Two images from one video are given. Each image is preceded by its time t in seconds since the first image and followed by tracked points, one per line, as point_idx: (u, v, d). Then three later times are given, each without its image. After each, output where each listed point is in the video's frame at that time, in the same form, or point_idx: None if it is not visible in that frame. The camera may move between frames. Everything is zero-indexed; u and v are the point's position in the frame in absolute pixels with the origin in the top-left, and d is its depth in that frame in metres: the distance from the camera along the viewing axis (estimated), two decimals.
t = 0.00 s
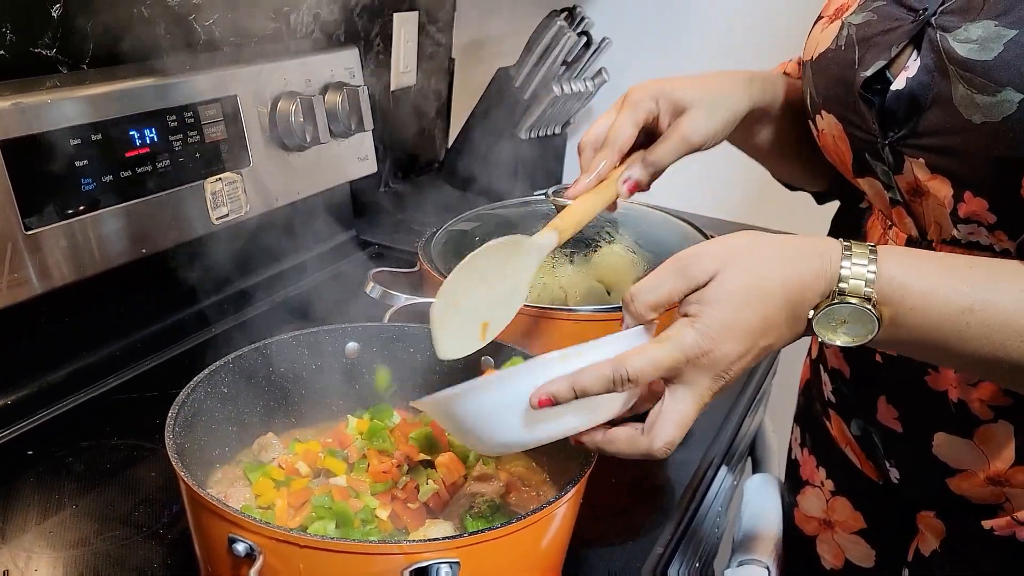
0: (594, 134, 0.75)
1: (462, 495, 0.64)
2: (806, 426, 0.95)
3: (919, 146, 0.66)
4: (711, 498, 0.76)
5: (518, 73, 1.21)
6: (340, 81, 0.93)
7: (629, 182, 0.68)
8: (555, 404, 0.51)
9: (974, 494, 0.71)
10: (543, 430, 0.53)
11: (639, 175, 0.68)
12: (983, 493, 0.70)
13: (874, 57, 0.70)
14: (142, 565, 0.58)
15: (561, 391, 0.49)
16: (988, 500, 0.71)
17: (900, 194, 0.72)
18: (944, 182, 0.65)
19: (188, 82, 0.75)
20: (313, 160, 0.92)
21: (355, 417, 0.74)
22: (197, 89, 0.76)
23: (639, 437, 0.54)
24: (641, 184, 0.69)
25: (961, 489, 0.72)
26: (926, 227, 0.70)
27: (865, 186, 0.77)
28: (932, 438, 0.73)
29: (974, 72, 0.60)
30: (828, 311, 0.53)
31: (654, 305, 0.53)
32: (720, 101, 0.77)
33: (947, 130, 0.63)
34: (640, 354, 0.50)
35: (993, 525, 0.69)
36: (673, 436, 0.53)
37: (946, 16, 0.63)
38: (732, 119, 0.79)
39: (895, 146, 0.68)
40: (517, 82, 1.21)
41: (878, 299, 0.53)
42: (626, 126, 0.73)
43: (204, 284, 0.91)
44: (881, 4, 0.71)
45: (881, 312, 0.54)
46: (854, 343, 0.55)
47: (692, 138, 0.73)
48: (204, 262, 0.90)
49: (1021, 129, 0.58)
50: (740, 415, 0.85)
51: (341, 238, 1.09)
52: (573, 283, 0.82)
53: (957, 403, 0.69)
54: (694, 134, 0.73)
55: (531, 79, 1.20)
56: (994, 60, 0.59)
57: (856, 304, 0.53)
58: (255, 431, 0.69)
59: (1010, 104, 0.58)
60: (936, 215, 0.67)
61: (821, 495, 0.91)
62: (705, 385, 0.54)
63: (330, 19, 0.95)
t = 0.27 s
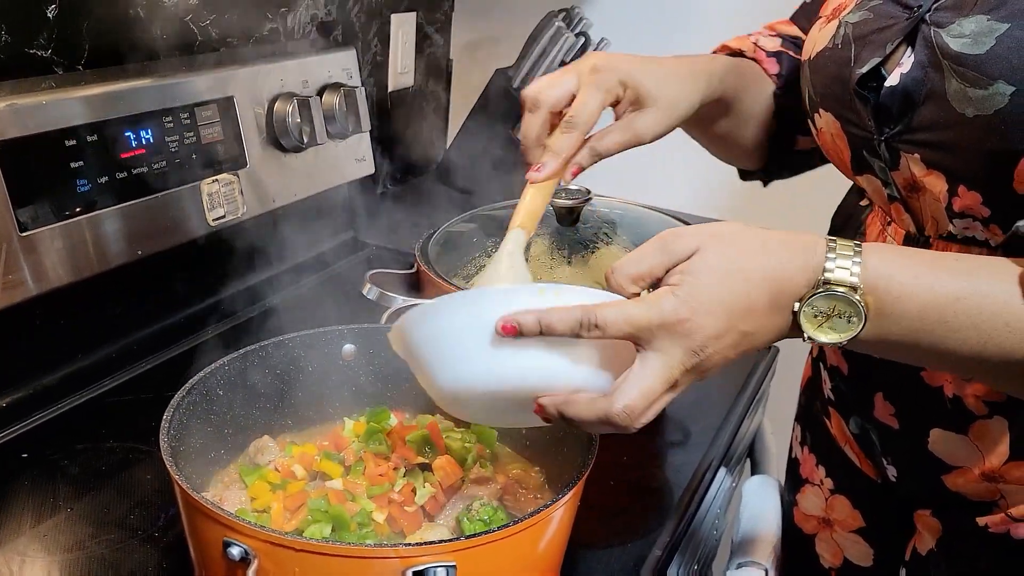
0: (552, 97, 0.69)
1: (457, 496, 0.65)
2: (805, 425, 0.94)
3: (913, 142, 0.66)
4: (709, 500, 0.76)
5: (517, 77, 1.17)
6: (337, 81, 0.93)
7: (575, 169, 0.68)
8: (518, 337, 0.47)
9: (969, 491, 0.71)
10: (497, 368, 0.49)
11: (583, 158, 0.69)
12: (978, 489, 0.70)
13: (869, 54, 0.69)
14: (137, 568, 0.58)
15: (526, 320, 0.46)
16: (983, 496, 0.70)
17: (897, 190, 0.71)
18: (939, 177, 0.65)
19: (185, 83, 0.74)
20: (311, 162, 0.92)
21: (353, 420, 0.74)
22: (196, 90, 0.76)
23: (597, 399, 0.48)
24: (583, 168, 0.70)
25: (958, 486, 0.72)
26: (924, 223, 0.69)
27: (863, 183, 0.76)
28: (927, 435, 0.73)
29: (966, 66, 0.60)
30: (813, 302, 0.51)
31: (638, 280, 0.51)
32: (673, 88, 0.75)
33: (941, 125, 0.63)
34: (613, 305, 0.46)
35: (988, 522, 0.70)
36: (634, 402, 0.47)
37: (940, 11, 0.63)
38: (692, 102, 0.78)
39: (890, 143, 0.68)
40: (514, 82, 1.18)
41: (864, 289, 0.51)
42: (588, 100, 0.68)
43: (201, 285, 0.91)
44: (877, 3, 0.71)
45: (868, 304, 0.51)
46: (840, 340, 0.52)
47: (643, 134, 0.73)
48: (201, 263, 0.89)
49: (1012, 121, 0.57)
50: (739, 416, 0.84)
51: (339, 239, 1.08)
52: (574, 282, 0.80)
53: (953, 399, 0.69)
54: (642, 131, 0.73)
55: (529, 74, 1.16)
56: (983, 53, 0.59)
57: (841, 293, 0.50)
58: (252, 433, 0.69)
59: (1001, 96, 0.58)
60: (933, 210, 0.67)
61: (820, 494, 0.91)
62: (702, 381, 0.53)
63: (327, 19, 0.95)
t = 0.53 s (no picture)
0: (552, 94, 0.67)
1: (456, 504, 0.64)
2: (804, 427, 0.94)
3: (912, 147, 0.65)
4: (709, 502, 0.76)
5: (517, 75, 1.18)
6: (337, 83, 0.93)
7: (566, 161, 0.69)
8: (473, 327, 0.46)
9: (972, 495, 0.71)
10: (449, 355, 0.48)
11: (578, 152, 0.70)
12: (982, 494, 0.70)
13: (869, 59, 0.69)
14: (136, 570, 0.57)
15: (484, 309, 0.45)
16: (987, 501, 0.70)
17: (898, 195, 0.71)
18: (940, 183, 0.65)
19: (184, 83, 0.75)
20: (311, 164, 0.92)
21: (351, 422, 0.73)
22: (193, 92, 0.76)
23: (551, 404, 0.47)
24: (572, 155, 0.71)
25: (959, 490, 0.72)
26: (925, 227, 0.69)
27: (863, 187, 0.76)
28: (929, 440, 0.73)
29: (965, 73, 0.60)
30: (784, 323, 0.49)
31: (606, 289, 0.51)
32: (668, 87, 0.78)
33: (940, 131, 0.63)
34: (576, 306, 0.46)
35: (993, 527, 0.67)
36: (587, 408, 0.46)
37: (940, 18, 0.64)
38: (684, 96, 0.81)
39: (890, 148, 0.68)
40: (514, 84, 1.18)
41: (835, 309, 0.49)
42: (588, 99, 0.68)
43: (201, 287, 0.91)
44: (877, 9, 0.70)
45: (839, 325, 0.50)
46: (812, 364, 0.50)
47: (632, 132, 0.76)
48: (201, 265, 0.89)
49: (1012, 126, 0.58)
50: (739, 418, 0.84)
51: (338, 241, 1.08)
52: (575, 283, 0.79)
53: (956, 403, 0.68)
54: (632, 130, 0.76)
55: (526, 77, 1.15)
56: (983, 61, 0.59)
57: (812, 313, 0.49)
58: (250, 434, 0.68)
59: (999, 104, 0.58)
60: (934, 215, 0.67)
61: (820, 497, 0.90)
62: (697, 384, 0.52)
63: (326, 21, 0.95)
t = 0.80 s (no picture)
0: (535, 41, 0.70)
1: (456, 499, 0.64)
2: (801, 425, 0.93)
3: (901, 143, 0.65)
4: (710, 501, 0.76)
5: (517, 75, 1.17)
6: (338, 82, 0.93)
7: (560, 114, 0.66)
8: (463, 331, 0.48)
9: (960, 491, 0.71)
10: (438, 351, 0.50)
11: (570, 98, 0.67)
12: (970, 490, 0.70)
13: (859, 56, 0.69)
14: (136, 569, 0.57)
15: (475, 316, 0.47)
16: (975, 496, 0.70)
17: (889, 190, 0.71)
18: (927, 178, 0.65)
19: (186, 82, 0.74)
20: (311, 163, 0.92)
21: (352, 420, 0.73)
22: (195, 90, 0.76)
23: (535, 409, 0.49)
24: (569, 116, 0.67)
25: (948, 486, 0.72)
26: (915, 222, 0.69)
27: (856, 184, 0.76)
28: (918, 435, 0.72)
29: (952, 67, 0.60)
30: (776, 343, 0.49)
31: (600, 297, 0.52)
32: (658, 39, 0.76)
33: (926, 126, 0.63)
34: (567, 320, 0.47)
35: (980, 522, 0.70)
36: (568, 421, 0.48)
37: (929, 13, 0.64)
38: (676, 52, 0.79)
39: (879, 143, 0.68)
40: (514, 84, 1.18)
41: (828, 328, 0.49)
42: (571, 36, 0.69)
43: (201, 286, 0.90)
44: (868, 5, 0.71)
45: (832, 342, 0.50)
46: (806, 379, 0.50)
47: (627, 77, 0.73)
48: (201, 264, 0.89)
49: (996, 125, 0.58)
50: (739, 417, 0.84)
51: (338, 240, 1.08)
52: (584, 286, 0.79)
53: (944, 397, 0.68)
54: (626, 73, 0.73)
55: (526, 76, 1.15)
56: (968, 55, 0.59)
57: (804, 333, 0.48)
58: (251, 432, 0.68)
59: (985, 98, 0.58)
60: (924, 210, 0.67)
61: (815, 493, 0.90)
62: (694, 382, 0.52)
63: (327, 20, 0.95)
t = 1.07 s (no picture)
0: (548, 63, 0.68)
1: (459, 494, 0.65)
2: (799, 425, 0.93)
3: (901, 139, 0.66)
4: (712, 500, 0.76)
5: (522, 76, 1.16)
6: (342, 80, 0.93)
7: (581, 139, 0.67)
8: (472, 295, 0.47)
9: (959, 488, 0.71)
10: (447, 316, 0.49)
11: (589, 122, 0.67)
12: (968, 487, 0.70)
13: (859, 53, 0.70)
14: (141, 564, 0.58)
15: (484, 281, 0.46)
16: (972, 494, 0.70)
17: (887, 187, 0.71)
18: (926, 174, 0.65)
19: (190, 80, 0.75)
20: (315, 162, 0.92)
21: (356, 417, 0.74)
22: (199, 88, 0.76)
23: (536, 377, 0.49)
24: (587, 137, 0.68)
25: (947, 483, 0.72)
26: (914, 219, 0.69)
27: (853, 181, 0.76)
28: (916, 432, 0.72)
29: (952, 64, 0.60)
30: (780, 318, 0.49)
31: (615, 262, 0.50)
32: (668, 56, 0.77)
33: (928, 122, 0.63)
34: (574, 291, 0.46)
35: (978, 520, 0.69)
36: (568, 389, 0.48)
37: (929, 10, 0.64)
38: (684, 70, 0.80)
39: (879, 140, 0.68)
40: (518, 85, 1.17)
41: (831, 306, 0.49)
42: (582, 57, 0.69)
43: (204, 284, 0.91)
44: (868, 3, 0.71)
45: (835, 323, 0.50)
46: (807, 356, 0.51)
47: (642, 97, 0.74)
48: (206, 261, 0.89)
49: (998, 119, 0.58)
50: (742, 416, 0.85)
51: (341, 239, 1.08)
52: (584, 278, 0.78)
53: (941, 394, 0.69)
54: (642, 92, 0.73)
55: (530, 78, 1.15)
56: (969, 51, 0.59)
57: (807, 311, 0.49)
58: (255, 429, 0.69)
59: (986, 94, 0.58)
60: (922, 207, 0.67)
61: (812, 492, 0.89)
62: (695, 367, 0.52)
63: (331, 19, 0.95)
